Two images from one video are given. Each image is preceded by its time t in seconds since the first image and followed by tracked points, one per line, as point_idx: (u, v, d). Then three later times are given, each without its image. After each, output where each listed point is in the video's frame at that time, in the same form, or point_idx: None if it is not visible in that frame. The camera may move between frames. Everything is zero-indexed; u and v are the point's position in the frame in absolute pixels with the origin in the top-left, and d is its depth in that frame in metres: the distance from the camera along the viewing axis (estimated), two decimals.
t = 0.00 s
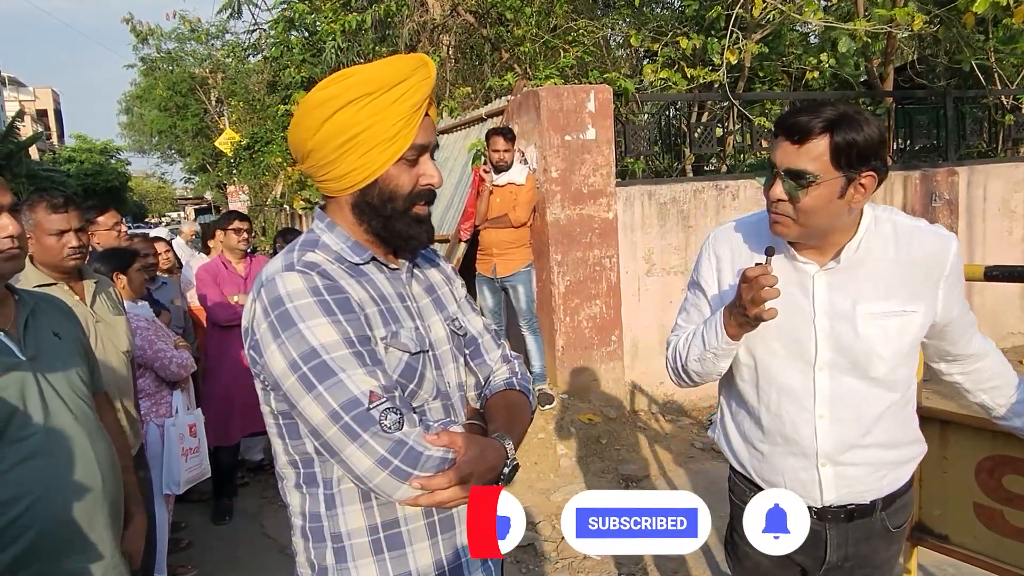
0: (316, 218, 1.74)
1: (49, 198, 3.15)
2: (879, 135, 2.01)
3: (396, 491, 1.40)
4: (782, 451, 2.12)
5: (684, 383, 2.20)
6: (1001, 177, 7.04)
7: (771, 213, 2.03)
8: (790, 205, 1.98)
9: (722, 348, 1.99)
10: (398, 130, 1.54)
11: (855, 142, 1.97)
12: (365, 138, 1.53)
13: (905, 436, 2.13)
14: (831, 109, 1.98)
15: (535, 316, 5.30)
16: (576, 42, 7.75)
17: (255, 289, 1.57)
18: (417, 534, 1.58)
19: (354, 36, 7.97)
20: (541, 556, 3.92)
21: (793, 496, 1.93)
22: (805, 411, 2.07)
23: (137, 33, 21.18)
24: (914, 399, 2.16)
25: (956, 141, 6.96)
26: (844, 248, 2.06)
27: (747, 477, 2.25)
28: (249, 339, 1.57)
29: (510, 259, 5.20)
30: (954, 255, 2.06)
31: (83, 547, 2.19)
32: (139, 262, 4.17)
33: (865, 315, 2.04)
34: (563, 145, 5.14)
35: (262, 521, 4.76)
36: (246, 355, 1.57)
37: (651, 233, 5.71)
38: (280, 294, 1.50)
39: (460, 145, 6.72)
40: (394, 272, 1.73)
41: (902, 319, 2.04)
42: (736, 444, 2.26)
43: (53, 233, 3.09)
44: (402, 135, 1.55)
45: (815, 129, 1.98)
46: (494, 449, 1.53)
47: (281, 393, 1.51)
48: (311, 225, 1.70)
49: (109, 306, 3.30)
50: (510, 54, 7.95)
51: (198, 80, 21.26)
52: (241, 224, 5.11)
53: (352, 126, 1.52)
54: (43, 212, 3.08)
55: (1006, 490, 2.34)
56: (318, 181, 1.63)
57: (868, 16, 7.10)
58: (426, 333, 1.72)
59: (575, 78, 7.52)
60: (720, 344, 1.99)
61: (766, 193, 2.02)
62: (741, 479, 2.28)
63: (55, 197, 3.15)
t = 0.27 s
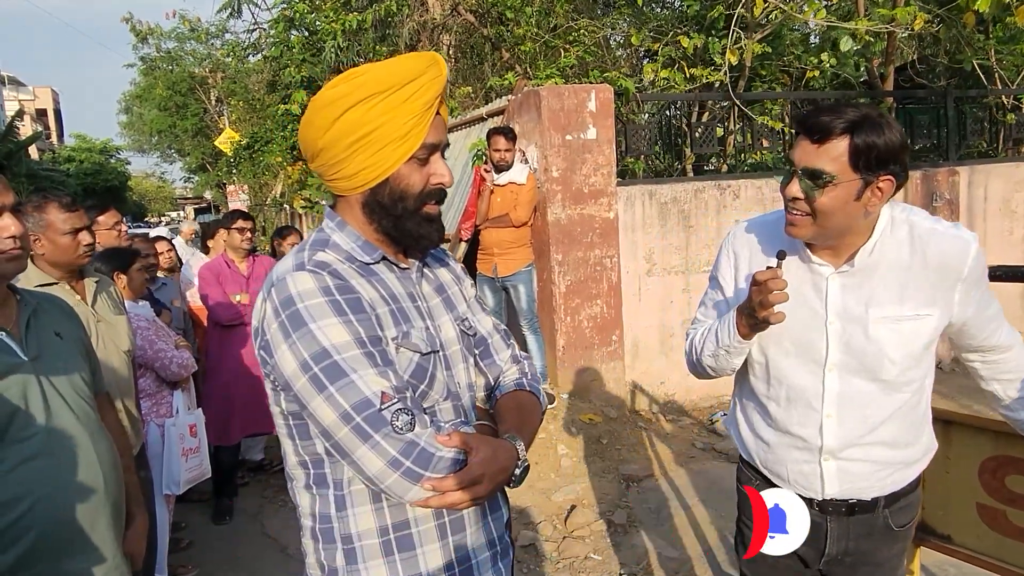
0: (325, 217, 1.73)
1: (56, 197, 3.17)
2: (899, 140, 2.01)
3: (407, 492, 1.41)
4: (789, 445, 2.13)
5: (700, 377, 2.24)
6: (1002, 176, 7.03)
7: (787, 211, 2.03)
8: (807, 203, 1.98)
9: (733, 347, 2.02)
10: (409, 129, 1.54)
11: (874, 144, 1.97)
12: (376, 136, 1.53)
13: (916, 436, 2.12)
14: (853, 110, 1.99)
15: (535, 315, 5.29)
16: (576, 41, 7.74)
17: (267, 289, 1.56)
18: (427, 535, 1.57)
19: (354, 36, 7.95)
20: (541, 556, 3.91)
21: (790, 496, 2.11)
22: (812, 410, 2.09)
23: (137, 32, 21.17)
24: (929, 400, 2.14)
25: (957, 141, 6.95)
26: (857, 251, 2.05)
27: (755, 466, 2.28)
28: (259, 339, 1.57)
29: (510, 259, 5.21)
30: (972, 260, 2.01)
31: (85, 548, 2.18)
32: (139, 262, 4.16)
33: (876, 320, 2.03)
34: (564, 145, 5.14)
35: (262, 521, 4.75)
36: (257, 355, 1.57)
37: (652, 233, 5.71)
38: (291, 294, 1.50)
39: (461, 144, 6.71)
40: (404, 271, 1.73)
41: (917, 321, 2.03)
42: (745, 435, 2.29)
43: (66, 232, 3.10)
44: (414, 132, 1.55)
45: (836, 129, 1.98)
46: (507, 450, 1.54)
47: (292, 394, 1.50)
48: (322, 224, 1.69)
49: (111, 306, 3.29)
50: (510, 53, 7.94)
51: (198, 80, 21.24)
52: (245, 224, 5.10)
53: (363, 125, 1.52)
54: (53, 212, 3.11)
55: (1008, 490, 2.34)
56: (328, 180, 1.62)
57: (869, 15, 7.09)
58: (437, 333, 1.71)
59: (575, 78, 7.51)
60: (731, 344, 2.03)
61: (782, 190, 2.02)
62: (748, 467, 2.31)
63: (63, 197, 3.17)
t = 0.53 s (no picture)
0: (333, 217, 1.71)
1: (58, 195, 3.16)
2: (911, 149, 1.97)
3: (418, 494, 1.41)
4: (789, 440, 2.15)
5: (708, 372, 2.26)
6: (1002, 177, 7.03)
7: (794, 218, 2.03)
8: (813, 211, 1.97)
9: (736, 345, 2.04)
10: (417, 129, 1.53)
11: (885, 155, 1.94)
12: (384, 135, 1.52)
13: (916, 438, 2.11)
14: (866, 119, 1.95)
15: (535, 315, 5.29)
16: (576, 41, 7.73)
17: (276, 288, 1.56)
18: (437, 536, 1.55)
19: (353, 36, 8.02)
20: (541, 556, 3.91)
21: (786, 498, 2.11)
22: (814, 410, 2.10)
23: (137, 31, 21.14)
24: (933, 402, 2.13)
25: (957, 142, 6.95)
26: (863, 257, 2.03)
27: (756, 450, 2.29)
28: (268, 339, 1.56)
29: (510, 259, 5.21)
30: (980, 267, 1.94)
31: (86, 548, 2.18)
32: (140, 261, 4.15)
33: (881, 327, 2.02)
34: (564, 145, 5.13)
35: (261, 521, 4.74)
36: (266, 354, 1.56)
37: (652, 233, 5.71)
38: (300, 294, 1.49)
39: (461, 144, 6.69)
40: (414, 271, 1.72)
41: (922, 329, 2.01)
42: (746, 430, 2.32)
43: (69, 231, 3.10)
44: (422, 133, 1.54)
45: (846, 138, 1.95)
46: (517, 453, 1.53)
47: (301, 394, 1.50)
48: (331, 224, 1.68)
49: (111, 306, 3.28)
50: (510, 53, 7.94)
51: (197, 79, 21.23)
52: (247, 223, 5.09)
53: (370, 124, 1.51)
54: (54, 210, 3.10)
55: (1011, 491, 2.33)
56: (337, 180, 1.62)
57: (870, 16, 7.08)
58: (447, 334, 1.70)
59: (575, 77, 7.50)
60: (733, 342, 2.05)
61: (790, 197, 2.02)
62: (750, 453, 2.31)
63: (65, 196, 3.17)
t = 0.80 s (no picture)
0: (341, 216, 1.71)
1: (59, 193, 3.14)
2: (906, 155, 1.96)
3: (429, 493, 1.39)
4: (789, 450, 2.13)
5: (702, 383, 2.24)
6: (1003, 177, 7.02)
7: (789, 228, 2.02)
8: (808, 220, 1.96)
9: (732, 355, 2.04)
10: (424, 125, 1.52)
11: (879, 162, 1.93)
12: (389, 133, 1.51)
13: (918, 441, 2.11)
14: (860, 126, 1.94)
15: (535, 315, 5.27)
16: (576, 40, 7.71)
17: (285, 287, 1.55)
18: (447, 535, 1.54)
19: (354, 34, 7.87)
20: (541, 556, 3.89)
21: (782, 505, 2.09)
22: (815, 422, 2.08)
23: (136, 29, 21.11)
24: (931, 406, 2.13)
25: (958, 142, 6.94)
26: (857, 266, 2.03)
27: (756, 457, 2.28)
28: (277, 338, 1.55)
29: (510, 258, 5.22)
30: (979, 273, 1.92)
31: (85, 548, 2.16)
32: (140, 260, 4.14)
33: (881, 337, 2.01)
34: (564, 144, 5.12)
35: (260, 520, 4.73)
36: (275, 355, 1.55)
37: (653, 233, 5.70)
38: (310, 293, 1.48)
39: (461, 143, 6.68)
40: (423, 269, 1.71)
41: (921, 339, 2.00)
42: (744, 440, 2.30)
43: (69, 228, 3.08)
44: (429, 129, 1.53)
45: (839, 145, 1.94)
46: (530, 452, 1.53)
47: (311, 394, 1.48)
48: (339, 223, 1.67)
49: (110, 304, 3.27)
50: (510, 52, 7.93)
51: (196, 78, 21.20)
52: (246, 222, 5.07)
53: (377, 122, 1.50)
54: (54, 208, 3.08)
55: (1013, 492, 2.32)
56: (344, 180, 1.61)
57: (871, 15, 7.07)
58: (456, 332, 1.69)
59: (575, 77, 7.49)
60: (730, 352, 2.05)
61: (784, 207, 2.01)
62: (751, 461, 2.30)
63: (65, 193, 3.15)
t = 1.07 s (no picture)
0: (346, 215, 1.70)
1: (59, 191, 3.12)
2: (891, 135, 2.01)
3: (439, 493, 1.38)
4: (783, 454, 2.12)
5: (681, 393, 2.32)
6: (1003, 176, 7.02)
7: (781, 211, 2.04)
8: (800, 200, 1.99)
9: (683, 355, 2.15)
10: (427, 122, 1.51)
11: (866, 141, 1.98)
12: (392, 131, 1.50)
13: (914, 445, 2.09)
14: (844, 108, 2.00)
15: (534, 314, 5.27)
16: (577, 39, 7.68)
17: (291, 286, 1.54)
18: (458, 534, 1.54)
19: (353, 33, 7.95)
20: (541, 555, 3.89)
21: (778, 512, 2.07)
22: (809, 419, 2.08)
23: (135, 28, 21.07)
24: (926, 408, 2.12)
25: (958, 141, 6.93)
26: (847, 256, 2.05)
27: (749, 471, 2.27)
28: (285, 338, 1.55)
29: (510, 257, 5.26)
30: (971, 262, 1.90)
31: (83, 547, 2.16)
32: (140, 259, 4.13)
33: (873, 330, 2.01)
34: (564, 143, 5.11)
35: (260, 519, 4.73)
36: (282, 356, 1.55)
37: (653, 232, 5.69)
38: (316, 292, 1.47)
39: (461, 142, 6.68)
40: (428, 267, 1.71)
41: (913, 331, 1.98)
42: (739, 442, 2.29)
43: (69, 226, 3.06)
44: (431, 126, 1.52)
45: (826, 125, 1.99)
46: (541, 448, 1.52)
47: (319, 394, 1.48)
48: (344, 221, 1.66)
49: (109, 303, 3.26)
50: (510, 51, 7.92)
51: (196, 77, 21.18)
52: (243, 220, 5.07)
53: (380, 119, 1.50)
54: (53, 206, 3.06)
55: (1015, 492, 2.32)
56: (347, 178, 1.61)
57: (871, 14, 7.05)
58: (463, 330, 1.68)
59: (575, 76, 7.48)
60: (685, 356, 2.15)
61: (774, 190, 2.04)
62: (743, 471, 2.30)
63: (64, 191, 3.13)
